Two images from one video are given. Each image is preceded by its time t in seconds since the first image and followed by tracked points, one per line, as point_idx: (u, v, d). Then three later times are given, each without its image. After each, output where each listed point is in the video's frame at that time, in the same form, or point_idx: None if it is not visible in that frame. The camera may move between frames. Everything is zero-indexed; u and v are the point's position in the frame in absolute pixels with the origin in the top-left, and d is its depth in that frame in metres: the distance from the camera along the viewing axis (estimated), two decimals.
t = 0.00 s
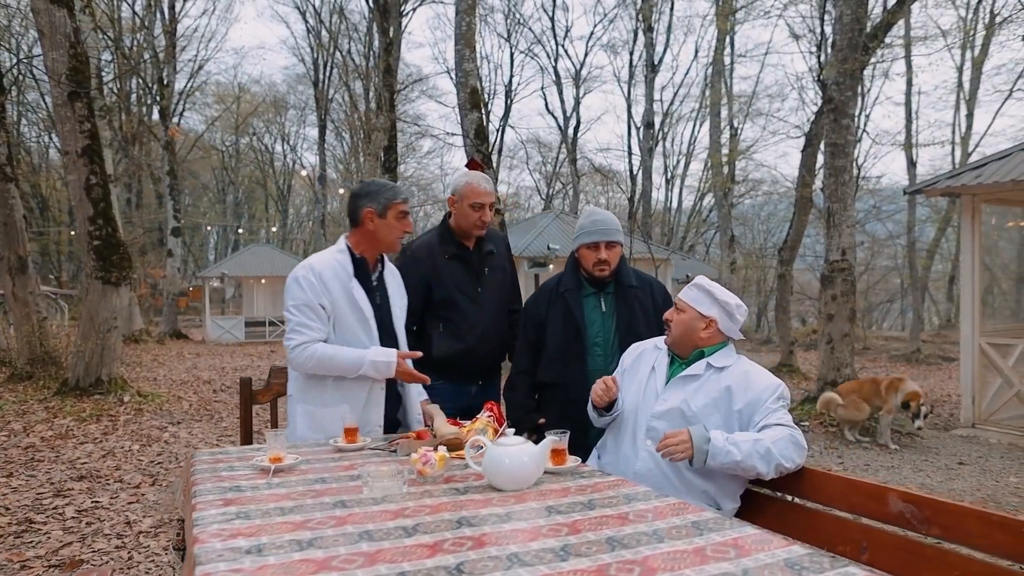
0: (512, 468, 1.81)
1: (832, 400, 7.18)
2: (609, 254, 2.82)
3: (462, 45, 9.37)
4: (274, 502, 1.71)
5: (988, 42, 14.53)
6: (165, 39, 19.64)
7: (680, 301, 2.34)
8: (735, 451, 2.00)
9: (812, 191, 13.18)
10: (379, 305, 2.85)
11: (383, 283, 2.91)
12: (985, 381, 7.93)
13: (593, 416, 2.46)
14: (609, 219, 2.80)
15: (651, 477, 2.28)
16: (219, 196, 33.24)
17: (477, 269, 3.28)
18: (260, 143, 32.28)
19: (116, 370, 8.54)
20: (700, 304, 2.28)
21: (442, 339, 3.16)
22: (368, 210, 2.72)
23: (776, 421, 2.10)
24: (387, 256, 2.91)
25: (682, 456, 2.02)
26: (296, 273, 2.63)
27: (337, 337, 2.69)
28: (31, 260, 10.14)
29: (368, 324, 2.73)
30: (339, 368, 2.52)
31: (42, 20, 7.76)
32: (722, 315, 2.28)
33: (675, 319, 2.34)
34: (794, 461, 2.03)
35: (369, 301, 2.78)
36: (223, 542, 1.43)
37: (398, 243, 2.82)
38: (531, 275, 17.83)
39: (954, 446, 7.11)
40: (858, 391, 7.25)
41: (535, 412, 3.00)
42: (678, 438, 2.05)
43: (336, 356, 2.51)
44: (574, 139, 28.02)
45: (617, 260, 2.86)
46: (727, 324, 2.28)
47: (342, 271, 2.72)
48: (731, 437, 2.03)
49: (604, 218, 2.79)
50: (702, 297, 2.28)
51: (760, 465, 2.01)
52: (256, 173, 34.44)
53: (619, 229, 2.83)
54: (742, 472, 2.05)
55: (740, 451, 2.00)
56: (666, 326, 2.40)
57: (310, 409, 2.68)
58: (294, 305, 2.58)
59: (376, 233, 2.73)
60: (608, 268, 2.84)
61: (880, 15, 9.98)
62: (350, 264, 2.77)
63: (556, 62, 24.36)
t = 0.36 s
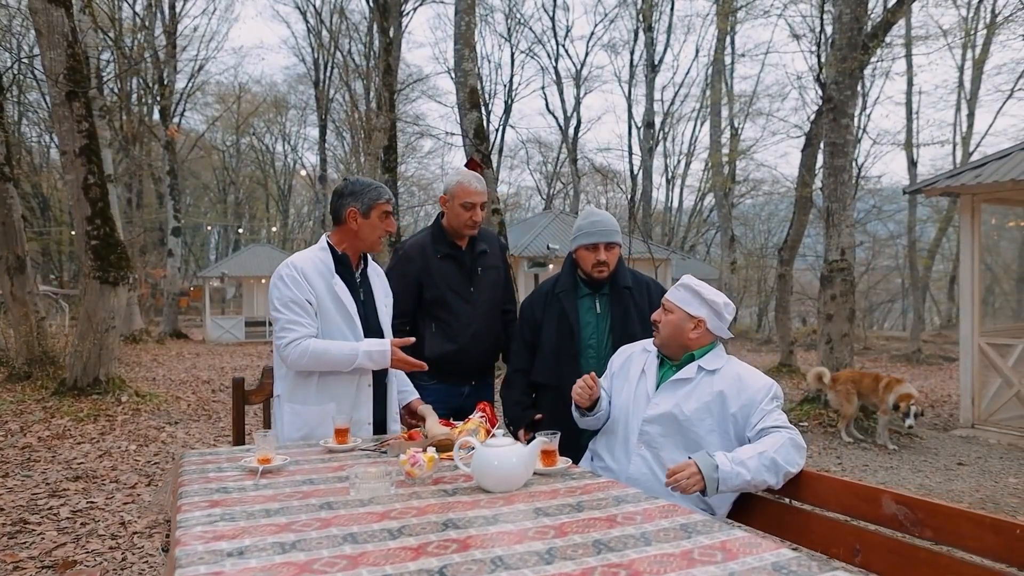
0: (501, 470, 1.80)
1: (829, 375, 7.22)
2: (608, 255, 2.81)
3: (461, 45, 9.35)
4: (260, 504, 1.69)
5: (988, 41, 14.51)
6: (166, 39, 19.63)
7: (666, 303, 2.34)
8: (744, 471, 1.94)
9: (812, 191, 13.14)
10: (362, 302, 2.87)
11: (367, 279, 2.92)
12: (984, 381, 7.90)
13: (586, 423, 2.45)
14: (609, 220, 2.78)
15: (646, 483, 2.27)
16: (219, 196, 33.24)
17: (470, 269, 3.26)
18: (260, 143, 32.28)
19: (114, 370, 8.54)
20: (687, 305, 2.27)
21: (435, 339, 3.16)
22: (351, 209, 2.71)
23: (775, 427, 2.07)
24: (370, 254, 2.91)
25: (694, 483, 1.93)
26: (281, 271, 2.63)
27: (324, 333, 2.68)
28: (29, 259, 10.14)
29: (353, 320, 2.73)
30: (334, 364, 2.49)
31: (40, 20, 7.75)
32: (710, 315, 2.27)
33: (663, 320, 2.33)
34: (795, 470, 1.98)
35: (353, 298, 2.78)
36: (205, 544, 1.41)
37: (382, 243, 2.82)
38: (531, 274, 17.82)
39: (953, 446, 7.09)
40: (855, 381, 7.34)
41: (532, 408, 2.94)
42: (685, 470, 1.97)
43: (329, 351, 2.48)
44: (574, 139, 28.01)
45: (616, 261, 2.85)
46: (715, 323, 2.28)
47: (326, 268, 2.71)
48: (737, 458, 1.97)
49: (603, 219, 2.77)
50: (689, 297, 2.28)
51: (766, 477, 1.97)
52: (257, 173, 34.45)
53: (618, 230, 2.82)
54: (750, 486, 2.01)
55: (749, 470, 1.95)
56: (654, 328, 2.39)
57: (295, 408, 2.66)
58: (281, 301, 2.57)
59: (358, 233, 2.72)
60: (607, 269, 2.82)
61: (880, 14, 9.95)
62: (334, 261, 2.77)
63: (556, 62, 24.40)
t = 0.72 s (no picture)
0: (489, 472, 1.77)
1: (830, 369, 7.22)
2: (633, 262, 2.76)
3: (461, 44, 9.33)
4: (244, 507, 1.67)
5: (989, 41, 14.46)
6: (166, 39, 19.62)
7: (661, 303, 2.32)
8: (737, 464, 1.93)
9: (812, 190, 13.10)
10: (362, 304, 2.83)
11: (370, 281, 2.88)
12: (984, 381, 7.88)
13: (586, 423, 2.43)
14: (635, 226, 2.72)
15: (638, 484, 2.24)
16: (220, 195, 33.25)
17: (464, 270, 3.24)
18: (261, 143, 32.29)
19: (113, 370, 8.53)
20: (682, 305, 2.24)
21: (428, 339, 3.15)
22: (355, 213, 2.65)
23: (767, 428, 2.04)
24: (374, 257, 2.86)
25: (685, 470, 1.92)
26: (280, 265, 2.64)
27: (318, 331, 2.67)
28: (28, 259, 10.12)
29: (347, 322, 2.69)
30: (316, 362, 2.47)
31: (37, 19, 7.73)
32: (706, 316, 2.24)
33: (658, 320, 2.31)
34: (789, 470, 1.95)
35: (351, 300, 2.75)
36: (184, 547, 1.38)
37: (386, 249, 2.76)
38: (531, 274, 17.81)
39: (953, 447, 7.06)
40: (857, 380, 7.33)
41: (548, 406, 2.97)
42: (679, 455, 1.95)
43: (311, 349, 2.46)
44: (575, 139, 27.98)
45: (640, 268, 2.79)
46: (711, 324, 2.24)
47: (324, 266, 2.70)
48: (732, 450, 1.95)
49: (630, 224, 2.72)
50: (684, 298, 2.25)
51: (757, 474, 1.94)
52: (257, 173, 34.46)
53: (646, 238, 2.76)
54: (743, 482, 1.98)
55: (742, 464, 1.93)
56: (649, 328, 2.37)
57: (287, 405, 2.65)
58: (274, 295, 2.58)
59: (362, 239, 2.66)
60: (631, 275, 2.78)
61: (880, 13, 9.92)
62: (334, 261, 2.75)
63: (557, 61, 24.37)
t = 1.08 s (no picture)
0: (480, 476, 1.76)
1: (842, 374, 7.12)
2: (639, 262, 2.75)
3: (464, 44, 9.33)
4: (233, 511, 1.66)
5: (998, 39, 14.34)
6: (173, 40, 19.70)
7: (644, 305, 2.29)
8: (753, 452, 1.98)
9: (817, 191, 13.05)
10: (378, 312, 2.72)
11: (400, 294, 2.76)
12: (990, 383, 7.82)
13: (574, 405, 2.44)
14: (641, 226, 2.72)
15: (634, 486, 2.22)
16: (225, 196, 33.36)
17: (462, 272, 3.24)
18: (266, 144, 32.38)
19: (115, 371, 8.56)
20: (669, 309, 2.23)
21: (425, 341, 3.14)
22: (384, 228, 2.58)
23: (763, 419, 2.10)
24: (400, 271, 2.76)
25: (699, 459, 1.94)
26: (299, 261, 2.71)
27: (323, 330, 2.68)
28: (32, 259, 10.15)
29: (349, 326, 2.64)
30: (296, 351, 2.51)
31: (41, 21, 7.75)
32: (691, 319, 2.23)
33: (643, 323, 2.28)
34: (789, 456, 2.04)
35: (363, 306, 2.69)
36: (169, 553, 1.37)
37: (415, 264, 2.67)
38: (536, 275, 17.79)
39: (958, 449, 7.01)
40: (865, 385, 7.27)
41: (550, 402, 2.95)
42: (695, 441, 1.98)
43: (293, 340, 2.51)
44: (579, 139, 27.97)
45: (646, 269, 2.78)
46: (696, 327, 2.24)
47: (342, 270, 2.68)
48: (748, 439, 2.02)
49: (637, 223, 2.71)
50: (668, 301, 2.23)
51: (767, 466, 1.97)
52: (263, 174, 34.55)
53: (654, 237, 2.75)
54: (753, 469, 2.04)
55: (758, 452, 1.98)
56: (634, 331, 2.34)
57: (291, 401, 2.68)
58: (283, 288, 2.64)
59: (388, 252, 2.59)
60: (637, 275, 2.77)
61: (885, 12, 9.85)
62: (354, 265, 2.71)
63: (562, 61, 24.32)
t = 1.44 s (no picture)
0: (476, 479, 1.76)
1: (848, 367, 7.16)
2: (626, 262, 2.76)
3: (472, 45, 9.34)
4: (229, 513, 1.67)
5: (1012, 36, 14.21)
6: (185, 41, 19.86)
7: (624, 312, 2.32)
8: (751, 436, 2.13)
9: (827, 190, 12.97)
10: (384, 321, 2.72)
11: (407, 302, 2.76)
12: (1002, 384, 7.74)
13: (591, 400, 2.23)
14: (624, 226, 2.74)
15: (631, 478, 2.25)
16: (236, 196, 33.53)
17: (466, 273, 3.23)
18: (277, 144, 32.54)
19: (125, 371, 8.61)
20: (656, 315, 2.27)
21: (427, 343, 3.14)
22: (400, 241, 2.54)
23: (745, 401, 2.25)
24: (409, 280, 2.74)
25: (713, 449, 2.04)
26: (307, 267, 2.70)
27: (329, 337, 2.69)
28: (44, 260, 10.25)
29: (357, 336, 2.65)
30: (305, 361, 2.53)
31: (52, 23, 7.82)
32: (674, 325, 2.29)
33: (626, 331, 2.31)
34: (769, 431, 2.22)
35: (370, 314, 2.68)
36: (162, 555, 1.38)
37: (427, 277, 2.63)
38: (545, 275, 17.78)
39: (969, 451, 6.94)
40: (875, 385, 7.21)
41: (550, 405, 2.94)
42: (706, 434, 2.07)
43: (303, 349, 2.53)
44: (589, 139, 27.93)
45: (635, 267, 2.78)
46: (678, 332, 2.31)
47: (350, 278, 2.67)
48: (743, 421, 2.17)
49: (621, 223, 2.74)
50: (652, 309, 2.27)
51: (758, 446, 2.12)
52: (274, 174, 34.72)
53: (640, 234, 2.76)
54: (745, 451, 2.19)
55: (755, 435, 2.14)
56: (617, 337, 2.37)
57: (293, 404, 2.68)
58: (290, 295, 2.63)
59: (401, 265, 2.55)
60: (626, 276, 2.78)
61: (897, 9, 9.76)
62: (363, 274, 2.70)
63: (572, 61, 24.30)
